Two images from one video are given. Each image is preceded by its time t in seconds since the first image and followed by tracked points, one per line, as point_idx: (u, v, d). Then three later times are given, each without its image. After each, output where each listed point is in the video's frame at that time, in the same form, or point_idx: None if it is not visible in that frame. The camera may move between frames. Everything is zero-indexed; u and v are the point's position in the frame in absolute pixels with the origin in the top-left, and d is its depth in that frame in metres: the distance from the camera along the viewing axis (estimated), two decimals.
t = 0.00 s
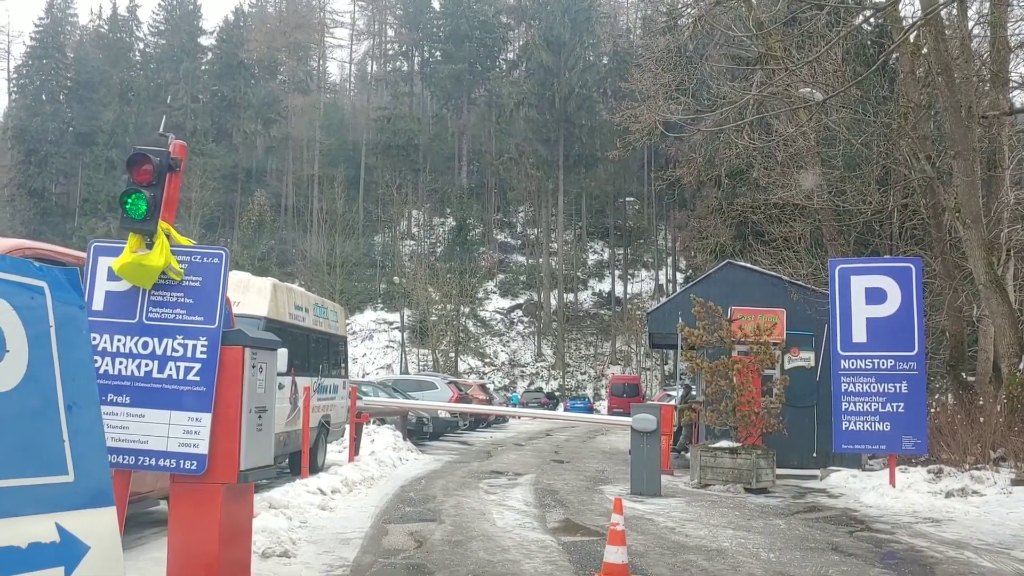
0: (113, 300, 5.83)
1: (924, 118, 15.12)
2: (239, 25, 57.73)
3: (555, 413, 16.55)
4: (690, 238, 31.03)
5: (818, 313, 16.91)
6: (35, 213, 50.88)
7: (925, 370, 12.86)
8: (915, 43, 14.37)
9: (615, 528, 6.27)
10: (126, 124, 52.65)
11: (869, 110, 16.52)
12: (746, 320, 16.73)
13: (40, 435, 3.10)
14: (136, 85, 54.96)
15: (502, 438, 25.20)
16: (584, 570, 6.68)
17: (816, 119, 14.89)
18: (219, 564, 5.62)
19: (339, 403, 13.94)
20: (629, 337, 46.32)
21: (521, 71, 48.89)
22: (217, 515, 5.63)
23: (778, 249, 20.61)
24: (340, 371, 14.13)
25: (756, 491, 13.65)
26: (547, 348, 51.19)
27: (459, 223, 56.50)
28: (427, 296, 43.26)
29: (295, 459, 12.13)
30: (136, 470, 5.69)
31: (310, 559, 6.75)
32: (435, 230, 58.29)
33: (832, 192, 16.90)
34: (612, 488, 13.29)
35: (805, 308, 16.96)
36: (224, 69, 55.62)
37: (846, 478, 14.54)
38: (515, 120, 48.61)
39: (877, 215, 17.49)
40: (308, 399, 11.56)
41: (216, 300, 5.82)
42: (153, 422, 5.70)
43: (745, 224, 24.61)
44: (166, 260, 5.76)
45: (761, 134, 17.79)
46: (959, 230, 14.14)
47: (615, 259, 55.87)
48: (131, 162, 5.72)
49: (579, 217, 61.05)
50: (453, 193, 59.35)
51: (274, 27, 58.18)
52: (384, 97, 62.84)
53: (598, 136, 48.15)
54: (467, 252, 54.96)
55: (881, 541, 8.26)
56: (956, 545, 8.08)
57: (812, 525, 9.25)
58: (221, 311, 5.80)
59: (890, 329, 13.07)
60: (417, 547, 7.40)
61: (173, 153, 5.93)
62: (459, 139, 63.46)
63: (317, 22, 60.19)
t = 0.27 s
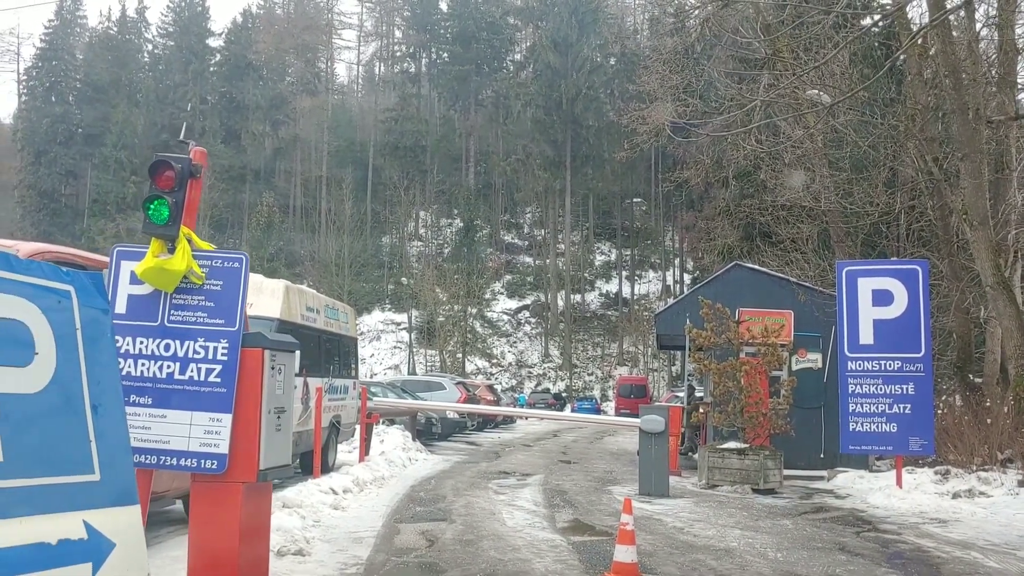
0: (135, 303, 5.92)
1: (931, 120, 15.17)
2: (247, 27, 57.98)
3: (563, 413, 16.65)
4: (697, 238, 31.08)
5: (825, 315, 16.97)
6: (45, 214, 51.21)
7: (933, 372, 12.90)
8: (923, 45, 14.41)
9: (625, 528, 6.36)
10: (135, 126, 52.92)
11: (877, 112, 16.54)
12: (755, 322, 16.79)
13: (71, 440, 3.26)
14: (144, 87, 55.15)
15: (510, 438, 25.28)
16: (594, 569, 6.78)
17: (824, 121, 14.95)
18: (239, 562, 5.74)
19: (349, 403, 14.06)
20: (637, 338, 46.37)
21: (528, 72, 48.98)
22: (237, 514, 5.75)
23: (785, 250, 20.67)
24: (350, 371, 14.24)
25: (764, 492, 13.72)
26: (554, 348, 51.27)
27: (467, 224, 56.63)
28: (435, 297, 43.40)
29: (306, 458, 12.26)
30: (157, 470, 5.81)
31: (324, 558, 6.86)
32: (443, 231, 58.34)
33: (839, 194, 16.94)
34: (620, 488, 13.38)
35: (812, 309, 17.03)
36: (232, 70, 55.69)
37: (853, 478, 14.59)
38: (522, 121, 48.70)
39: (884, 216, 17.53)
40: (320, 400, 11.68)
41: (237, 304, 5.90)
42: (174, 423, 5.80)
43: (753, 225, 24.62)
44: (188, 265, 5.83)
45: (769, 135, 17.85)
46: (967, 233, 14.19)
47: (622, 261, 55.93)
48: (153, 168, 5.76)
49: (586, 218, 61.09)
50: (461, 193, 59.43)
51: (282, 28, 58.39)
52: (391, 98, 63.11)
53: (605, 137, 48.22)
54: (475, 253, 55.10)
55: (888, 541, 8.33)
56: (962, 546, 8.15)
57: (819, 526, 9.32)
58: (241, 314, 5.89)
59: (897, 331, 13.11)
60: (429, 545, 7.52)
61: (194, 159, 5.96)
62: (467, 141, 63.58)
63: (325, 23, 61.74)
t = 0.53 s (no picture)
0: (164, 308, 6.07)
1: (943, 122, 15.19)
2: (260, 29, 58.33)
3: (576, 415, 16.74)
4: (710, 239, 31.06)
5: (837, 317, 17.00)
6: (60, 216, 51.63)
7: (945, 374, 12.93)
8: (936, 47, 14.43)
9: (639, 527, 6.46)
10: (149, 128, 53.31)
11: (889, 114, 16.56)
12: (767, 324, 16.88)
13: (107, 438, 3.45)
14: (158, 89, 55.52)
15: (523, 440, 25.37)
16: (608, 568, 6.89)
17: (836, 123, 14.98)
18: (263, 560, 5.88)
19: (364, 404, 14.20)
20: (648, 339, 46.36)
21: (540, 74, 49.15)
22: (263, 512, 5.88)
23: (797, 252, 20.68)
24: (365, 373, 14.38)
25: (776, 493, 13.79)
26: (566, 350, 51.31)
27: (479, 226, 56.75)
28: (446, 298, 43.56)
29: (322, 459, 12.41)
30: (186, 469, 5.93)
31: (344, 556, 7.00)
32: (454, 232, 58.44)
33: (851, 196, 16.95)
34: (633, 489, 13.47)
35: (824, 311, 17.07)
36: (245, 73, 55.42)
37: (865, 480, 14.63)
38: (534, 122, 48.78)
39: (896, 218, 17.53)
40: (336, 401, 11.83)
41: (263, 307, 6.03)
42: (202, 424, 5.92)
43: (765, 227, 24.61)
44: (216, 270, 5.99)
45: (781, 137, 17.89)
46: (979, 235, 14.22)
47: (634, 262, 55.94)
48: (182, 176, 5.96)
49: (598, 219, 61.11)
50: (472, 195, 59.54)
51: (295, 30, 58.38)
52: (403, 100, 63.36)
53: (617, 138, 48.26)
54: (487, 254, 55.24)
55: (899, 542, 8.40)
56: (974, 547, 8.22)
57: (831, 527, 9.39)
58: (267, 318, 6.01)
59: (909, 334, 13.13)
60: (445, 545, 7.64)
61: (221, 168, 6.16)
62: (478, 142, 63.74)
63: (338, 25, 61.73)
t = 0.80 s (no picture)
0: (200, 313, 6.16)
1: (961, 125, 15.22)
2: (278, 33, 58.89)
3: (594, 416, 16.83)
4: (727, 242, 31.09)
5: (855, 319, 17.01)
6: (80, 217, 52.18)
7: (962, 378, 12.93)
8: (953, 52, 14.48)
9: (658, 528, 6.59)
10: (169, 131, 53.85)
11: (907, 117, 16.59)
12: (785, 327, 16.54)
13: (149, 434, 4.06)
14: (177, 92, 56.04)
15: (540, 442, 25.47)
16: (628, 567, 7.02)
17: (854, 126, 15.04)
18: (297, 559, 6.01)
19: (384, 405, 14.37)
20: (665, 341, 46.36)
21: (556, 76, 49.45)
22: (295, 511, 6.01)
23: (815, 255, 20.68)
24: (385, 375, 14.56)
25: (793, 495, 13.86)
26: (582, 351, 51.36)
27: (495, 227, 56.93)
28: (463, 300, 43.77)
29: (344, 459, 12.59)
30: (221, 468, 6.04)
31: (369, 554, 7.18)
32: (470, 234, 58.60)
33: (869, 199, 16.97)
34: (651, 491, 13.58)
35: (842, 314, 17.08)
36: (260, 77, 57.38)
37: (882, 483, 14.65)
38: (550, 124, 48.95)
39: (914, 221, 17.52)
40: (358, 402, 12.00)
41: (296, 312, 6.12)
42: (237, 424, 6.02)
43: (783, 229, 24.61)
44: (251, 276, 6.08)
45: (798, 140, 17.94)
46: (998, 237, 14.22)
47: (650, 264, 55.93)
48: (218, 186, 6.01)
49: (614, 221, 61.17)
50: (488, 196, 59.72)
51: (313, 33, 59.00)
52: (419, 103, 63.79)
53: (634, 139, 48.42)
54: (503, 256, 55.41)
55: (917, 544, 8.47)
56: (992, 549, 8.28)
57: (848, 528, 9.46)
58: (300, 322, 6.11)
59: (927, 337, 13.14)
60: (468, 545, 7.78)
61: (255, 176, 6.22)
62: (494, 144, 64.01)
63: (355, 29, 60.17)
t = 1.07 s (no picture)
0: (238, 317, 5.91)
1: (981, 128, 15.19)
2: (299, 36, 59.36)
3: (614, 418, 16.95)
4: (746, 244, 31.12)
5: (875, 322, 17.03)
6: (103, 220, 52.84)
7: (983, 380, 12.91)
8: (972, 55, 14.48)
9: (681, 528, 6.71)
10: (190, 134, 54.42)
11: (927, 119, 16.55)
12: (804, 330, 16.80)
13: (193, 434, 4.28)
14: (198, 96, 56.61)
15: (559, 443, 25.60)
16: (650, 567, 7.15)
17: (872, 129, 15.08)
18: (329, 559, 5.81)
19: (406, 407, 14.55)
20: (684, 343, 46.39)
21: (575, 78, 49.48)
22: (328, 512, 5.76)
23: (835, 257, 20.67)
24: (407, 377, 14.74)
25: (814, 496, 13.93)
26: (601, 353, 51.43)
27: (514, 230, 57.08)
28: (482, 302, 44.04)
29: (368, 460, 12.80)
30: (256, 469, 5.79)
31: (397, 552, 7.34)
32: (489, 236, 58.78)
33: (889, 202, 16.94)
34: (672, 492, 13.67)
35: (861, 316, 17.10)
36: (283, 80, 57.49)
37: (902, 485, 14.66)
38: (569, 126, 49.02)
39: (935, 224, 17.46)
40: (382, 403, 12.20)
41: (332, 316, 5.83)
42: (273, 425, 5.77)
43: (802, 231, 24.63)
44: (287, 281, 5.81)
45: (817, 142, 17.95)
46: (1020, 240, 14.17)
47: (669, 266, 55.95)
48: (255, 196, 5.79)
49: (633, 222, 61.19)
50: (507, 198, 59.93)
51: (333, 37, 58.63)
52: (439, 106, 64.11)
53: (653, 141, 48.52)
54: (522, 258, 55.60)
55: (936, 545, 8.53)
56: (1010, 550, 8.34)
57: (868, 530, 9.52)
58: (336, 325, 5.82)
59: (947, 340, 13.15)
60: (492, 544, 7.93)
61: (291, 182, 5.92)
62: (513, 146, 64.21)
63: (375, 31, 59.69)
